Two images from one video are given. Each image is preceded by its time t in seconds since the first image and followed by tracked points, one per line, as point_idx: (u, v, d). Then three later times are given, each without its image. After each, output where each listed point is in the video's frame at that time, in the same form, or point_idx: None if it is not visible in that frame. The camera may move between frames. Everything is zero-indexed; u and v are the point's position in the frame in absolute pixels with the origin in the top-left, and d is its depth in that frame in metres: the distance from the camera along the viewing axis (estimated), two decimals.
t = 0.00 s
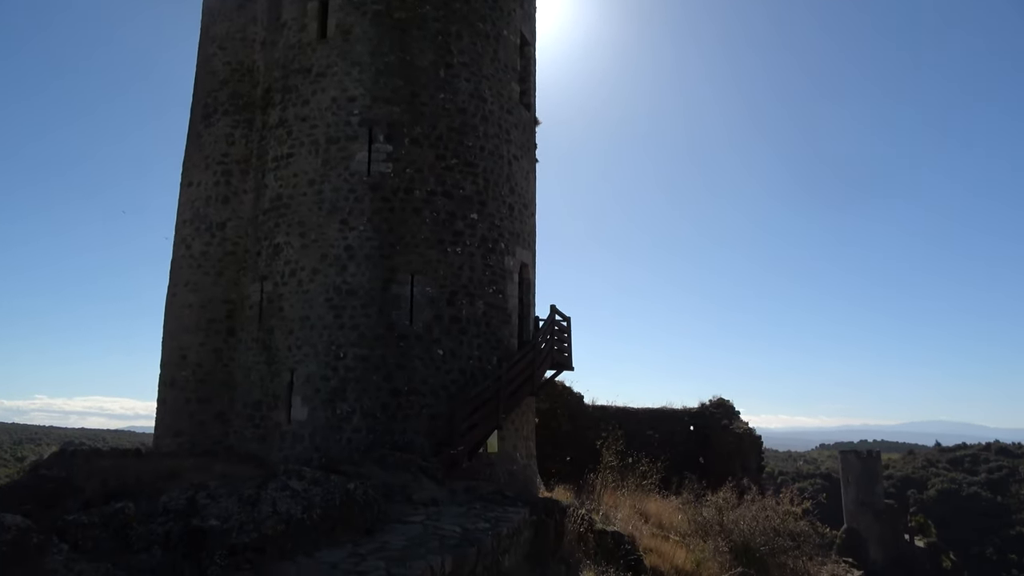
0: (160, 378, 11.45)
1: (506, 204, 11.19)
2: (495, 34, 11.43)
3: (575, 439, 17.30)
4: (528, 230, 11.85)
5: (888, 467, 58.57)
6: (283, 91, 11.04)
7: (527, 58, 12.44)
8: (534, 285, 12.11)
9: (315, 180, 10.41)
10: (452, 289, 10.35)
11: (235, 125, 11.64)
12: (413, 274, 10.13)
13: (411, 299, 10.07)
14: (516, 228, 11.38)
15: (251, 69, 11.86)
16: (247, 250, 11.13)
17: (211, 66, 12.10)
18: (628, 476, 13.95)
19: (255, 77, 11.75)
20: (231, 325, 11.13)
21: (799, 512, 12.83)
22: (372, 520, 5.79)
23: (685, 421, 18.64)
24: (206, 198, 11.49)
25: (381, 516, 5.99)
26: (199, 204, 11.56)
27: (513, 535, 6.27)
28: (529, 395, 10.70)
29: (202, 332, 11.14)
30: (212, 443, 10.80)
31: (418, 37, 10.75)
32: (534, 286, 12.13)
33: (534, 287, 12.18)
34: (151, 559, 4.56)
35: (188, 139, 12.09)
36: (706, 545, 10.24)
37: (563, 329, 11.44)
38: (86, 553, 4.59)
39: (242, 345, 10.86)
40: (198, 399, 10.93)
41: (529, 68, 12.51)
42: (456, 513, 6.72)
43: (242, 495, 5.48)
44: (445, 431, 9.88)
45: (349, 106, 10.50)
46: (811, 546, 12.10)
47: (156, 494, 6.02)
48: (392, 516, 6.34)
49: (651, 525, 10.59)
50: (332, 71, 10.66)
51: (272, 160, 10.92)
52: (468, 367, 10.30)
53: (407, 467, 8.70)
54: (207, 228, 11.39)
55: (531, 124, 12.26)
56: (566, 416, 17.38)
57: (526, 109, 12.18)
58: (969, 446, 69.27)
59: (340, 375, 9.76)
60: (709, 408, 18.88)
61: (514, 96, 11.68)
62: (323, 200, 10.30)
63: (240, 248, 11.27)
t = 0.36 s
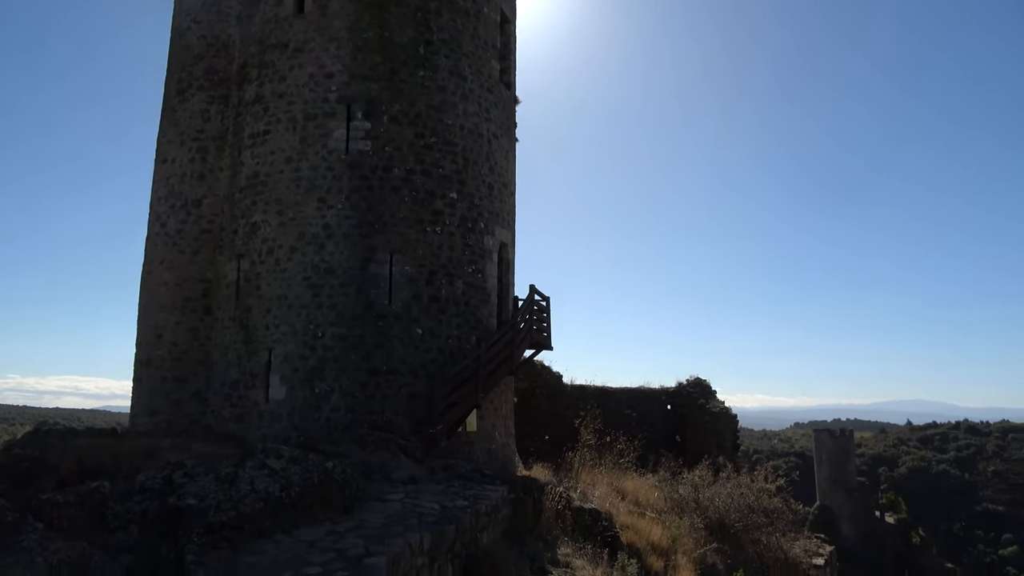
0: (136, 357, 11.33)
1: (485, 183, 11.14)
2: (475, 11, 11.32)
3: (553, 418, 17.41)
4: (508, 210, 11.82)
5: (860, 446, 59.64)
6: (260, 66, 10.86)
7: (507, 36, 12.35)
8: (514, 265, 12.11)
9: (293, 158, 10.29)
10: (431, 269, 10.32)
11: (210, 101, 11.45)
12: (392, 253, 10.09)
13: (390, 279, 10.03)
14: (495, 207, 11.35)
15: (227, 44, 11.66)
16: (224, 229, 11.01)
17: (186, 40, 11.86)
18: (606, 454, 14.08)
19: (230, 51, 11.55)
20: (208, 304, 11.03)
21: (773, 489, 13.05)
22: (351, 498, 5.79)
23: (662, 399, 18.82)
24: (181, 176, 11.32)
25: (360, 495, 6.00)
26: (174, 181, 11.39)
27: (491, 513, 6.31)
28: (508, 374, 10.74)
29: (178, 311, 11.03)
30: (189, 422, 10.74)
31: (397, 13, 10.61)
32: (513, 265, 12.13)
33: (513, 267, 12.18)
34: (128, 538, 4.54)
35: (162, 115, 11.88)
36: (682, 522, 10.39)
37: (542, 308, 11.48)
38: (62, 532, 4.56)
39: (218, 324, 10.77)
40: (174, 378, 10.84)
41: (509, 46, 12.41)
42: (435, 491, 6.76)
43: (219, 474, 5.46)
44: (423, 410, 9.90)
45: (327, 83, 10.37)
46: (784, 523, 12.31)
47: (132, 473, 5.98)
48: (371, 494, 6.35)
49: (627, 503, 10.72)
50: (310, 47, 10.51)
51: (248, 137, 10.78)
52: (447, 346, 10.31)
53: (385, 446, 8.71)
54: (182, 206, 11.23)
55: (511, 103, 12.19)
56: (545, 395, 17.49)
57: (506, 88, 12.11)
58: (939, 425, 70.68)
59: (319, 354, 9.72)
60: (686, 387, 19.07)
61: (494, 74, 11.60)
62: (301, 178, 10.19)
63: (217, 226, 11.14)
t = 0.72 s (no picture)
0: (105, 337, 11.15)
1: (461, 163, 11.07)
2: None
3: (528, 397, 17.50)
4: (484, 190, 11.76)
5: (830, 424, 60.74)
6: (231, 41, 10.64)
7: (483, 14, 12.21)
8: (490, 245, 12.07)
9: (265, 135, 10.12)
10: (406, 248, 10.25)
11: (180, 77, 11.21)
12: (367, 232, 10.02)
13: (365, 258, 9.96)
14: (472, 187, 11.29)
15: (196, 17, 11.39)
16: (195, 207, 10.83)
17: (154, 13, 11.57)
18: (580, 433, 14.19)
19: (200, 25, 11.29)
20: (179, 284, 10.88)
21: (745, 467, 13.25)
22: (325, 478, 5.77)
23: (637, 379, 18.98)
24: (150, 153, 11.10)
25: (334, 474, 5.98)
26: (143, 158, 11.16)
27: (466, 491, 6.32)
28: (483, 354, 10.74)
29: (148, 290, 10.86)
30: (160, 402, 10.62)
31: None
32: (489, 246, 12.09)
33: (489, 247, 12.14)
34: (97, 519, 4.48)
35: (130, 90, 11.61)
36: (655, 499, 10.52)
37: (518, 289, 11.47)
38: (29, 513, 4.49)
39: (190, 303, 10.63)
40: (145, 358, 10.69)
41: (486, 24, 12.28)
42: (410, 470, 6.76)
43: (191, 454, 5.41)
44: (399, 390, 9.89)
45: (300, 59, 10.20)
46: (755, 499, 12.52)
47: (102, 454, 5.90)
48: (345, 474, 6.33)
49: (602, 480, 10.82)
50: (282, 22, 10.30)
51: (219, 113, 10.58)
52: (422, 326, 10.28)
53: (360, 425, 8.68)
54: (151, 183, 11.02)
55: (487, 82, 12.09)
56: (520, 375, 17.55)
57: (483, 66, 11.99)
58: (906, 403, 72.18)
59: (292, 334, 9.65)
60: (660, 367, 19.25)
61: (470, 52, 11.48)
62: (273, 156, 10.04)
63: (188, 204, 10.96)
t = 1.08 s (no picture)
0: (72, 317, 10.96)
1: (436, 142, 10.98)
2: None
3: (503, 377, 17.56)
4: (458, 169, 11.69)
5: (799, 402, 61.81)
6: (199, 15, 10.40)
7: None
8: (464, 225, 12.02)
9: (235, 112, 9.94)
10: (380, 228, 10.19)
11: (147, 51, 10.95)
12: (340, 212, 9.93)
13: (338, 238, 9.89)
14: (446, 167, 11.21)
15: None
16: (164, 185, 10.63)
17: None
18: (554, 412, 14.28)
19: None
20: (148, 263, 10.72)
21: (715, 445, 13.45)
22: (299, 458, 5.75)
23: (610, 359, 19.12)
24: (117, 129, 10.86)
25: (308, 454, 5.97)
26: (110, 135, 10.92)
27: (441, 470, 6.35)
28: (458, 335, 10.73)
29: (117, 270, 10.68)
30: (130, 383, 10.49)
31: None
32: (463, 225, 12.04)
33: (463, 227, 12.09)
34: (66, 501, 4.43)
35: (96, 65, 11.33)
36: (627, 477, 10.65)
37: (492, 269, 11.46)
38: None
39: (160, 283, 10.48)
40: (114, 339, 10.54)
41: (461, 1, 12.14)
42: (384, 450, 6.76)
43: (161, 435, 5.36)
44: (373, 370, 9.87)
45: (271, 35, 10.01)
46: (725, 476, 12.72)
47: (70, 435, 5.82)
48: (318, 454, 6.32)
49: (575, 459, 10.92)
50: None
51: (188, 89, 10.36)
52: (396, 306, 10.25)
53: (333, 405, 8.66)
54: (119, 160, 10.80)
55: (462, 60, 11.97)
56: (495, 355, 17.60)
57: (457, 44, 11.87)
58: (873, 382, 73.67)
59: (265, 314, 9.56)
60: (634, 346, 19.39)
61: (445, 29, 11.35)
62: (244, 134, 9.87)
63: (156, 182, 10.77)
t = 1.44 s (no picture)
0: (38, 299, 10.76)
1: (408, 120, 10.89)
2: None
3: (476, 357, 17.59)
4: (431, 148, 11.61)
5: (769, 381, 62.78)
6: None
7: None
8: (437, 205, 11.97)
9: (203, 89, 9.76)
10: (352, 208, 10.11)
11: (111, 26, 10.68)
12: (311, 191, 9.84)
13: (309, 218, 9.80)
14: (419, 146, 11.14)
15: None
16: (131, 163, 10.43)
17: None
18: (527, 391, 14.36)
19: None
20: (116, 244, 10.55)
21: (687, 423, 13.64)
22: (272, 438, 5.74)
23: (584, 338, 19.23)
24: (82, 106, 10.61)
25: (280, 434, 5.94)
26: (74, 112, 10.67)
27: (414, 450, 6.37)
28: (431, 315, 10.73)
29: (83, 250, 10.48)
30: (99, 365, 10.35)
31: None
32: (436, 205, 11.99)
33: (436, 206, 12.04)
34: (35, 483, 4.37)
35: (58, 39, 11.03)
36: (600, 455, 10.76)
37: (466, 249, 11.45)
38: None
39: (128, 263, 10.32)
40: (82, 320, 10.37)
41: None
42: (358, 430, 6.76)
43: (132, 416, 5.31)
44: (346, 350, 9.84)
45: (239, 10, 9.81)
46: (696, 453, 12.92)
47: (38, 418, 5.73)
48: (291, 434, 6.30)
49: (548, 437, 11.00)
50: None
51: (154, 65, 10.14)
52: (369, 287, 10.21)
53: (306, 386, 8.63)
54: (84, 138, 10.56)
55: (434, 38, 11.84)
56: (468, 335, 17.62)
57: (429, 21, 11.74)
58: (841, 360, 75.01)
59: (235, 295, 9.46)
60: (607, 326, 19.51)
61: (416, 6, 11.22)
62: (212, 111, 9.70)
63: (123, 160, 10.57)
